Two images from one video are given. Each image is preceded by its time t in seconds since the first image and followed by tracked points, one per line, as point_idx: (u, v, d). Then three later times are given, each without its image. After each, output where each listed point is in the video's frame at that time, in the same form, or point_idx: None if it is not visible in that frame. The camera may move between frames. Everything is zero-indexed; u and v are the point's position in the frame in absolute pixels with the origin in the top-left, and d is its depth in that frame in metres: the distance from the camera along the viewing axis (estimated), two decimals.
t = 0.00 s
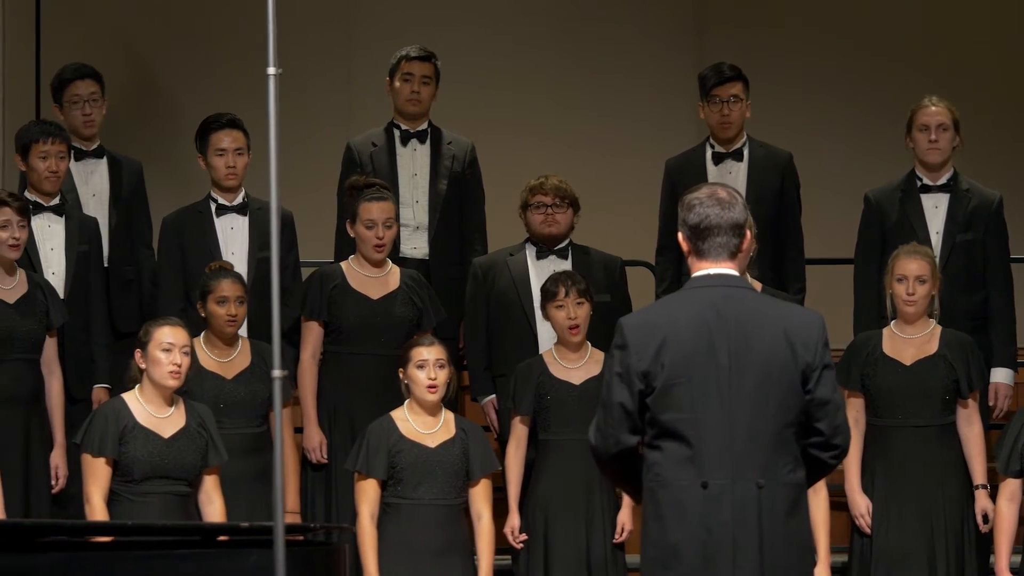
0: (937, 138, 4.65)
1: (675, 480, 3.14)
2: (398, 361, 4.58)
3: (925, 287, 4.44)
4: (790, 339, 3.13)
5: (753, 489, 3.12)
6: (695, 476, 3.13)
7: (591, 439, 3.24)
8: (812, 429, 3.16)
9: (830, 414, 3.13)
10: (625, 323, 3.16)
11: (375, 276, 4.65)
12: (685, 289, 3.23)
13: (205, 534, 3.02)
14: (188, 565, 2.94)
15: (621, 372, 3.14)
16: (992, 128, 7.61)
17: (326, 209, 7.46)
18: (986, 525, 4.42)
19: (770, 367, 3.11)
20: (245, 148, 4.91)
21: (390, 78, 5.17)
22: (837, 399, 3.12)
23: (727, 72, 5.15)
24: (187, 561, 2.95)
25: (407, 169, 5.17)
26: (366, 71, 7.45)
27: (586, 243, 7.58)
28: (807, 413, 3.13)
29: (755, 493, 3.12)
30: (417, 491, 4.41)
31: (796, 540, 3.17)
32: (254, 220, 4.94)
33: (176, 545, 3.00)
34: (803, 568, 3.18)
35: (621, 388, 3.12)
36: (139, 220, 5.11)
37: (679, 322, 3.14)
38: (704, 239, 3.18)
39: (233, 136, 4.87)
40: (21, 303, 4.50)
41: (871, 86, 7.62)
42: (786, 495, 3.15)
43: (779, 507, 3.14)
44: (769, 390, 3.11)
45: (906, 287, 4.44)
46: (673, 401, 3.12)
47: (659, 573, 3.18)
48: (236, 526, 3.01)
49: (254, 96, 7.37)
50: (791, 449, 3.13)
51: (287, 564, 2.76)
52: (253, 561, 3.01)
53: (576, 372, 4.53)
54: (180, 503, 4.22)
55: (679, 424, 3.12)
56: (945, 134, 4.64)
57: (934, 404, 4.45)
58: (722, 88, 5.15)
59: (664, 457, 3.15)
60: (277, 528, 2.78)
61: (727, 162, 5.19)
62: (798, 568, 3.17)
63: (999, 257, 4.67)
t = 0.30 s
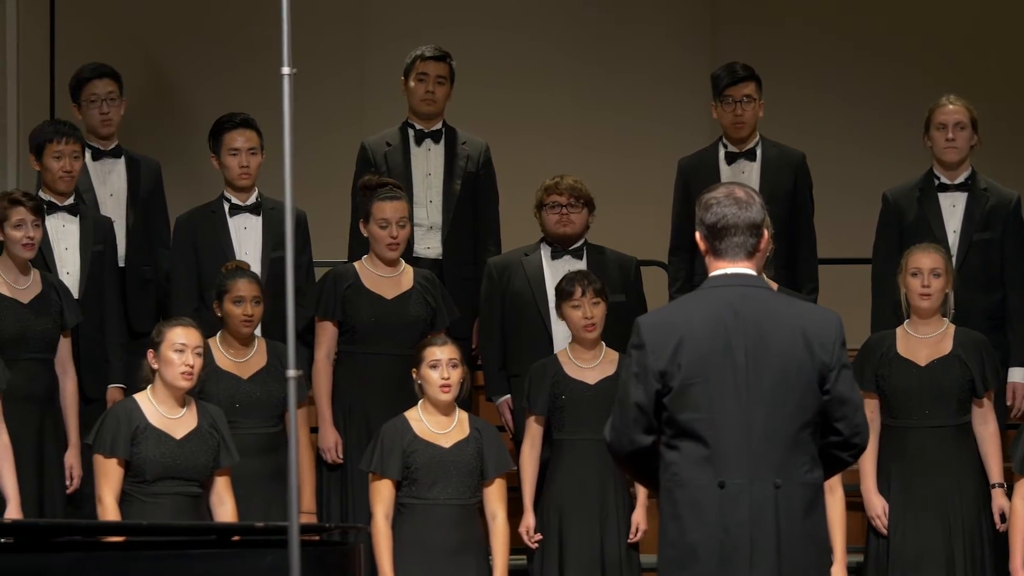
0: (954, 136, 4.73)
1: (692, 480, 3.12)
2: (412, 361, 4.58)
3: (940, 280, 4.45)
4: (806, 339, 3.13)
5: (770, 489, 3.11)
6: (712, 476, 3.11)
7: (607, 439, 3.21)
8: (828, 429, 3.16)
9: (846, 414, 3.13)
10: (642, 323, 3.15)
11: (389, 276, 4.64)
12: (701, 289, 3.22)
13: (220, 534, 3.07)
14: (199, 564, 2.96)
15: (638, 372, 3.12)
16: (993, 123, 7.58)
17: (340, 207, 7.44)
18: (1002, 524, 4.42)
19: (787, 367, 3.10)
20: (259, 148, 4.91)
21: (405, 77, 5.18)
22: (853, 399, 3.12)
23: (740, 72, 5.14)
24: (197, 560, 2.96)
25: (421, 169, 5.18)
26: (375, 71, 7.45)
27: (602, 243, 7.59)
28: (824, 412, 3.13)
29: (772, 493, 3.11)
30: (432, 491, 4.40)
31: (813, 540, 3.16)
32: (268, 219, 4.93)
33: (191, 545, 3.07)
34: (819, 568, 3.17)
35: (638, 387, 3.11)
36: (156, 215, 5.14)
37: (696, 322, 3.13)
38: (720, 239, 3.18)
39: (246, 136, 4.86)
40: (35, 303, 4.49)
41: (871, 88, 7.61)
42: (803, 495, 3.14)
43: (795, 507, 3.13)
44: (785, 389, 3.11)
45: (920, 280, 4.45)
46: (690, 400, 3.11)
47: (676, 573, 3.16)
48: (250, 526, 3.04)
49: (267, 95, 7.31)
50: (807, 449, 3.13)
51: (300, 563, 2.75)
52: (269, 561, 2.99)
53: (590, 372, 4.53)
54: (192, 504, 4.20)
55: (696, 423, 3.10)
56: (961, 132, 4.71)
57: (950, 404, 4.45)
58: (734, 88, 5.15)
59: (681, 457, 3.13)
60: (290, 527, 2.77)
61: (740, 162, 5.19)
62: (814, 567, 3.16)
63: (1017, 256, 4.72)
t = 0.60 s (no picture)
0: (977, 133, 4.76)
1: (709, 479, 3.11)
2: (428, 361, 4.57)
3: (954, 281, 4.43)
4: (825, 337, 3.10)
5: (787, 488, 3.09)
6: (729, 476, 3.10)
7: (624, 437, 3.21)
8: (847, 428, 3.13)
9: (865, 414, 3.10)
10: (660, 321, 3.14)
11: (403, 276, 4.64)
12: (720, 287, 3.20)
13: (234, 534, 3.02)
14: (217, 564, 2.90)
15: (655, 370, 3.11)
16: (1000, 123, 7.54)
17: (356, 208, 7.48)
18: (1019, 525, 4.42)
19: (805, 366, 3.08)
20: (275, 148, 4.92)
21: (417, 76, 5.17)
22: (872, 398, 3.09)
23: (752, 72, 5.14)
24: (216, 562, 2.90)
25: (434, 168, 5.19)
26: (387, 70, 7.46)
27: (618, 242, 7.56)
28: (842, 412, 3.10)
29: (789, 493, 3.09)
30: (448, 491, 4.38)
31: (830, 540, 3.14)
32: (282, 218, 4.93)
33: (205, 546, 3.01)
34: (838, 569, 3.14)
35: (655, 386, 3.09)
36: (173, 217, 5.16)
37: (714, 321, 3.11)
38: (737, 239, 3.17)
39: (262, 135, 4.87)
40: (50, 303, 4.48)
41: (880, 88, 7.58)
42: (821, 495, 3.12)
43: (813, 507, 3.10)
44: (803, 389, 3.08)
45: (934, 280, 4.44)
46: (708, 399, 3.09)
47: (693, 571, 3.15)
48: (266, 526, 3.01)
49: (280, 95, 7.35)
50: (825, 448, 3.10)
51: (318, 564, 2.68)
52: (284, 560, 2.94)
53: (607, 372, 4.53)
54: (204, 504, 4.17)
55: (713, 423, 3.09)
56: (985, 129, 4.74)
57: (966, 403, 4.45)
58: (746, 88, 5.14)
59: (698, 456, 3.12)
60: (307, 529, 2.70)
61: (753, 161, 5.19)
62: (832, 568, 3.14)
63: None
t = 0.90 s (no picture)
0: (1003, 131, 4.80)
1: (725, 478, 3.08)
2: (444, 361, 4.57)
3: (970, 281, 4.46)
4: (843, 337, 3.07)
5: (803, 488, 3.07)
6: (745, 475, 3.07)
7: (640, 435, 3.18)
8: (863, 429, 3.11)
9: (882, 414, 3.07)
10: (677, 320, 3.11)
11: (419, 275, 4.64)
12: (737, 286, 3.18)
13: (251, 533, 2.98)
14: (233, 565, 2.88)
15: (671, 369, 3.09)
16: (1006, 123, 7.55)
17: (370, 209, 7.50)
18: None
19: (822, 366, 3.05)
20: (291, 148, 4.94)
21: (430, 77, 5.17)
22: (889, 398, 3.06)
23: (764, 72, 5.15)
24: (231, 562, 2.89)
25: (447, 169, 5.18)
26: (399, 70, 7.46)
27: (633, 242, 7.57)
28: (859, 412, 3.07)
29: (805, 493, 3.06)
30: (464, 490, 4.37)
31: (846, 541, 3.11)
32: (297, 218, 4.92)
33: (220, 546, 2.97)
34: (854, 569, 3.12)
35: (671, 385, 3.07)
36: (191, 216, 5.19)
37: (731, 320, 3.08)
38: (755, 238, 3.13)
39: (278, 134, 4.90)
40: (67, 303, 4.48)
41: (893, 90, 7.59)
42: (837, 495, 3.09)
43: (829, 507, 3.08)
44: (821, 388, 3.05)
45: (951, 280, 4.47)
46: (724, 398, 3.06)
47: (709, 571, 3.13)
48: (283, 526, 2.98)
49: (286, 94, 7.32)
50: (841, 448, 3.08)
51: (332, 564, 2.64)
52: (299, 560, 2.94)
53: (624, 372, 4.53)
54: (218, 505, 4.10)
55: (729, 421, 3.06)
56: (1010, 127, 4.78)
57: (982, 403, 4.48)
58: (759, 88, 5.14)
59: (714, 455, 3.09)
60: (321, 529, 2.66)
61: (766, 161, 5.17)
62: (848, 569, 3.11)
63: None
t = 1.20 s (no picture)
0: None
1: (742, 477, 3.07)
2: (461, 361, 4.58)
3: (989, 281, 4.46)
4: (861, 337, 3.06)
5: (820, 488, 3.05)
6: (762, 474, 3.06)
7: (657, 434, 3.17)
8: (880, 428, 3.09)
9: (899, 413, 3.06)
10: (694, 319, 3.10)
11: (437, 275, 4.65)
12: (754, 286, 3.17)
13: (269, 533, 2.98)
14: (251, 564, 2.89)
15: (688, 368, 3.07)
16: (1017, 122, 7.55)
17: (385, 210, 7.49)
18: None
19: (839, 365, 3.04)
20: (306, 148, 4.94)
21: (444, 76, 5.16)
22: (907, 397, 3.05)
23: (778, 72, 5.14)
24: (251, 562, 2.89)
25: (463, 168, 5.20)
26: (413, 71, 7.47)
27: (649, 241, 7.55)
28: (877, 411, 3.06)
29: (822, 492, 3.05)
30: (482, 490, 4.37)
31: (863, 540, 3.10)
32: (313, 218, 4.93)
33: (237, 546, 2.97)
34: (872, 569, 3.11)
35: (688, 384, 3.06)
36: (212, 210, 5.23)
37: (748, 319, 3.07)
38: (773, 238, 3.12)
39: (293, 134, 4.89)
40: (84, 302, 4.49)
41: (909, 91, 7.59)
42: (855, 494, 3.08)
43: (846, 506, 3.07)
44: (838, 387, 3.04)
45: (969, 280, 4.48)
46: (742, 397, 3.05)
47: (727, 570, 3.11)
48: (302, 525, 2.98)
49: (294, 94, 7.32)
50: (859, 447, 3.06)
51: (350, 565, 2.62)
52: (318, 559, 2.95)
53: (642, 371, 4.53)
54: (235, 504, 4.07)
55: (747, 420, 3.05)
56: None
57: (999, 402, 4.50)
58: (772, 87, 5.14)
59: (731, 454, 3.08)
60: (337, 528, 2.64)
61: (780, 161, 5.17)
62: (866, 568, 3.10)
63: None
